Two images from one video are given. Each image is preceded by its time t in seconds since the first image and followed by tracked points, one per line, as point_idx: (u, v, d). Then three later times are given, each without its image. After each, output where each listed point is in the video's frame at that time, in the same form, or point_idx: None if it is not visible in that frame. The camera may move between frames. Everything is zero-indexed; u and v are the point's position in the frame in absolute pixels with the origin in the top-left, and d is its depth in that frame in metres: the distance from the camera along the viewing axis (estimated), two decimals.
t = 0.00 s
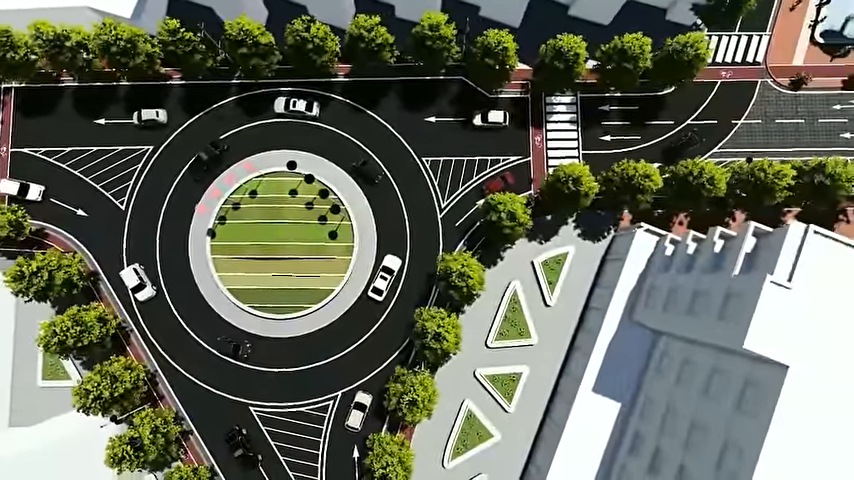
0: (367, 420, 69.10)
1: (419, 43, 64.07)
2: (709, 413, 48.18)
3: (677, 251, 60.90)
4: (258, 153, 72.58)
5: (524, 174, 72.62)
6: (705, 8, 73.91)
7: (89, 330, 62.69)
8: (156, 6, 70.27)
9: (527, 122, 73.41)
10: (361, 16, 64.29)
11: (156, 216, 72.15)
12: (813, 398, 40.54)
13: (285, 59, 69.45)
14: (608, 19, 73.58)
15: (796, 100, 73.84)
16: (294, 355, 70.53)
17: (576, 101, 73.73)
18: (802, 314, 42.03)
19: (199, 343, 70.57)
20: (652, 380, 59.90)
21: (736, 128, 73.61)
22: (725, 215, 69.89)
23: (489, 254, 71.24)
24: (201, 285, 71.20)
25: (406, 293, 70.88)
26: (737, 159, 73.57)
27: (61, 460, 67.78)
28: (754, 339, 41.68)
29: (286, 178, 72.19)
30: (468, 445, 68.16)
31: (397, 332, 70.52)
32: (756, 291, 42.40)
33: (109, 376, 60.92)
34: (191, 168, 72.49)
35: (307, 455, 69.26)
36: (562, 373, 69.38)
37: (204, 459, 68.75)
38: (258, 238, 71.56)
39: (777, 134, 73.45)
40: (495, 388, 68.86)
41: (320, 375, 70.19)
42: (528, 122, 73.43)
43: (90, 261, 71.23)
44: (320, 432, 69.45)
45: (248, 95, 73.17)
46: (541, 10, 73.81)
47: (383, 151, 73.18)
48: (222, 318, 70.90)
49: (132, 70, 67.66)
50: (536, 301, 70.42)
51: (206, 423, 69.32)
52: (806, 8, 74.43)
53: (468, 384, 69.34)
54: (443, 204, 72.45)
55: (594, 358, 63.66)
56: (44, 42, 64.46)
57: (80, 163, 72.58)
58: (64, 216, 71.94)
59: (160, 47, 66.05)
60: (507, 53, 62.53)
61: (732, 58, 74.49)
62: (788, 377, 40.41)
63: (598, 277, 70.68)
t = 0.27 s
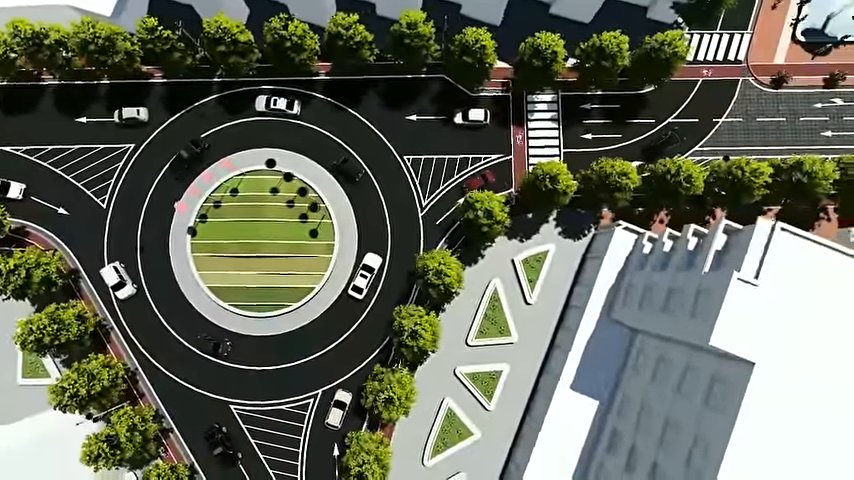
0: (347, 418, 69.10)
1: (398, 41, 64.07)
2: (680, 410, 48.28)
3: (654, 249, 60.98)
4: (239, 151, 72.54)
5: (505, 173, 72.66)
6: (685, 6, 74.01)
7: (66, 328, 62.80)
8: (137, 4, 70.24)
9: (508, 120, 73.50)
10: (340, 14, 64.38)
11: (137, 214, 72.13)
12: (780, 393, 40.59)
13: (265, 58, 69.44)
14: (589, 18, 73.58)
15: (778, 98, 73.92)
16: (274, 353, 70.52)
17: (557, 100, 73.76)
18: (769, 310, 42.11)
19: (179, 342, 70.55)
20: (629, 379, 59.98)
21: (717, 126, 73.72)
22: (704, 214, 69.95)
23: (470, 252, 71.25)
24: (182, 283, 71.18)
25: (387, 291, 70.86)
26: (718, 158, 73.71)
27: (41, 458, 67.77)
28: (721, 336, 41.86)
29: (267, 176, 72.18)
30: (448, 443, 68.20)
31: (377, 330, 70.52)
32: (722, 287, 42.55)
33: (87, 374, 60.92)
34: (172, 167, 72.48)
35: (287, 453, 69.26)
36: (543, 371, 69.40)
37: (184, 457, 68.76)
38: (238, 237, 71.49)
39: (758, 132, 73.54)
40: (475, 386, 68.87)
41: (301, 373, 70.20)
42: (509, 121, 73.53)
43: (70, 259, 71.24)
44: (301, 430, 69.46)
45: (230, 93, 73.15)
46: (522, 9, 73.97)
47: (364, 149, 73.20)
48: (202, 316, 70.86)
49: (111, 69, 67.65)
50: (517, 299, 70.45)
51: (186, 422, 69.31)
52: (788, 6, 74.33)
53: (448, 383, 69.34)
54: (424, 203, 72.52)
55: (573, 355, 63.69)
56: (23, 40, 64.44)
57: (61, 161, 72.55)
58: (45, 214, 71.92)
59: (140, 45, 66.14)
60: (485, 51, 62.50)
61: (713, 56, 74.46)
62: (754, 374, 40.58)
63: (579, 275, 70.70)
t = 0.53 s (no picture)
0: (326, 416, 69.16)
1: (375, 39, 64.08)
2: (650, 407, 48.38)
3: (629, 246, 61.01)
4: (219, 150, 72.54)
5: (485, 171, 72.70)
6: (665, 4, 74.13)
7: (43, 326, 63.18)
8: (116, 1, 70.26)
9: (488, 118, 73.52)
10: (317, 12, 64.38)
11: (117, 212, 72.13)
12: (742, 391, 40.94)
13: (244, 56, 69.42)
14: (570, 16, 73.61)
15: (758, 96, 73.94)
16: (254, 351, 70.48)
17: (538, 98, 73.80)
18: (733, 307, 42.17)
19: (159, 340, 70.56)
20: (605, 376, 60.03)
21: (698, 124, 73.57)
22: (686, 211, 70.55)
23: (450, 251, 71.21)
24: (162, 281, 71.20)
25: (367, 289, 70.88)
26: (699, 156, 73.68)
27: (19, 456, 67.72)
28: (685, 333, 41.92)
29: (247, 174, 72.20)
30: (426, 441, 68.22)
31: (357, 328, 70.55)
32: (687, 284, 42.49)
33: (63, 372, 61.40)
34: (152, 165, 72.50)
35: (266, 451, 69.34)
36: (522, 369, 69.40)
37: (162, 455, 68.83)
38: (218, 235, 71.53)
39: (738, 130, 73.51)
40: (454, 384, 68.90)
41: (280, 371, 70.21)
42: (490, 119, 73.52)
43: (50, 257, 71.27)
44: (280, 428, 69.51)
45: (210, 92, 73.15)
46: (503, 7, 73.99)
47: (344, 148, 73.22)
48: (182, 314, 70.88)
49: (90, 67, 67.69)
50: (496, 297, 70.48)
51: (165, 419, 69.36)
52: (768, 5, 74.36)
53: (428, 381, 69.35)
54: (404, 201, 72.53)
55: (549, 354, 63.81)
56: None
57: (41, 159, 72.53)
58: (24, 213, 71.93)
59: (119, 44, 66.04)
60: (461, 49, 62.49)
61: (694, 54, 74.46)
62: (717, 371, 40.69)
63: (558, 273, 70.73)
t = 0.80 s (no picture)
0: (304, 415, 69.19)
1: (352, 37, 64.09)
2: (618, 404, 48.42)
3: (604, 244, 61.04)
4: (198, 148, 72.54)
5: (464, 169, 72.76)
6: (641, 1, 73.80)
7: (19, 323, 63.56)
8: None
9: (468, 117, 73.54)
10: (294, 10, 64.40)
11: (96, 210, 72.13)
12: (704, 388, 40.96)
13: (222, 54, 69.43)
14: (549, 14, 73.67)
15: (737, 95, 73.97)
16: (232, 350, 70.50)
17: (517, 96, 73.84)
18: (695, 304, 42.11)
19: (138, 338, 70.57)
20: (579, 374, 60.02)
21: (677, 123, 73.65)
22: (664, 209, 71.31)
23: (428, 249, 71.19)
24: (141, 280, 71.22)
25: (345, 288, 70.91)
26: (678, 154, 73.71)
27: None
28: (647, 330, 41.94)
29: (226, 172, 72.19)
30: (404, 440, 68.24)
31: (335, 326, 70.60)
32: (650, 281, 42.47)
33: (38, 369, 61.65)
34: (131, 163, 72.53)
35: (244, 449, 69.37)
36: (500, 367, 69.43)
37: (140, 453, 68.89)
38: (197, 233, 71.47)
39: (718, 129, 73.56)
40: (431, 382, 68.93)
41: (259, 369, 70.27)
42: (469, 118, 73.54)
43: (29, 255, 71.31)
44: (258, 426, 69.54)
45: (189, 90, 73.17)
46: (482, 5, 74.04)
47: (323, 146, 73.25)
48: (160, 312, 70.91)
49: (67, 65, 67.69)
50: (474, 295, 70.50)
51: (143, 417, 69.39)
52: (747, 3, 74.39)
53: (406, 379, 69.35)
54: (383, 199, 72.54)
55: (524, 352, 63.91)
56: None
57: (20, 157, 72.52)
58: (3, 211, 71.94)
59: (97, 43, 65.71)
60: (437, 47, 62.46)
61: (673, 53, 74.52)
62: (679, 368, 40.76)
63: (536, 271, 70.73)
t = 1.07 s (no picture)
0: (281, 413, 69.17)
1: (327, 36, 64.13)
2: (587, 402, 48.46)
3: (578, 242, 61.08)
4: (176, 146, 72.53)
5: (442, 168, 72.85)
6: None
7: None
8: None
9: (446, 115, 73.57)
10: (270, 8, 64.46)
11: (75, 209, 72.10)
12: (665, 385, 41.00)
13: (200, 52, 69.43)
14: (528, 12, 73.72)
15: (716, 93, 74.03)
16: (210, 348, 70.52)
17: (495, 95, 73.85)
18: (658, 301, 42.09)
19: (116, 336, 70.56)
20: (553, 372, 60.10)
21: (655, 121, 73.72)
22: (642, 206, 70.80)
23: (406, 247, 71.25)
24: (119, 278, 71.19)
25: (323, 286, 70.91)
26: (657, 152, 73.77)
27: None
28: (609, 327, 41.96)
29: (204, 170, 72.17)
30: (381, 437, 68.35)
31: (313, 325, 70.62)
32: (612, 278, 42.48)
33: (13, 367, 62.04)
34: (109, 161, 72.53)
35: (221, 447, 69.41)
36: (477, 365, 69.49)
37: (117, 451, 68.92)
38: (175, 231, 71.45)
39: (696, 127, 73.63)
40: (409, 380, 69.01)
41: (236, 368, 70.29)
42: (447, 116, 73.57)
43: (7, 254, 71.29)
44: (235, 424, 69.60)
45: (167, 88, 73.12)
46: (461, 3, 74.06)
47: (302, 144, 73.29)
48: (138, 311, 70.91)
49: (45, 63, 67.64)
50: (452, 294, 70.53)
51: (121, 415, 69.42)
52: (726, 2, 74.45)
53: (384, 377, 69.43)
54: (361, 197, 72.58)
55: (500, 350, 64.00)
56: None
57: None
58: None
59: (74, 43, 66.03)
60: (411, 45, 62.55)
61: (652, 51, 74.56)
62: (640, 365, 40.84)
63: (514, 270, 70.77)
